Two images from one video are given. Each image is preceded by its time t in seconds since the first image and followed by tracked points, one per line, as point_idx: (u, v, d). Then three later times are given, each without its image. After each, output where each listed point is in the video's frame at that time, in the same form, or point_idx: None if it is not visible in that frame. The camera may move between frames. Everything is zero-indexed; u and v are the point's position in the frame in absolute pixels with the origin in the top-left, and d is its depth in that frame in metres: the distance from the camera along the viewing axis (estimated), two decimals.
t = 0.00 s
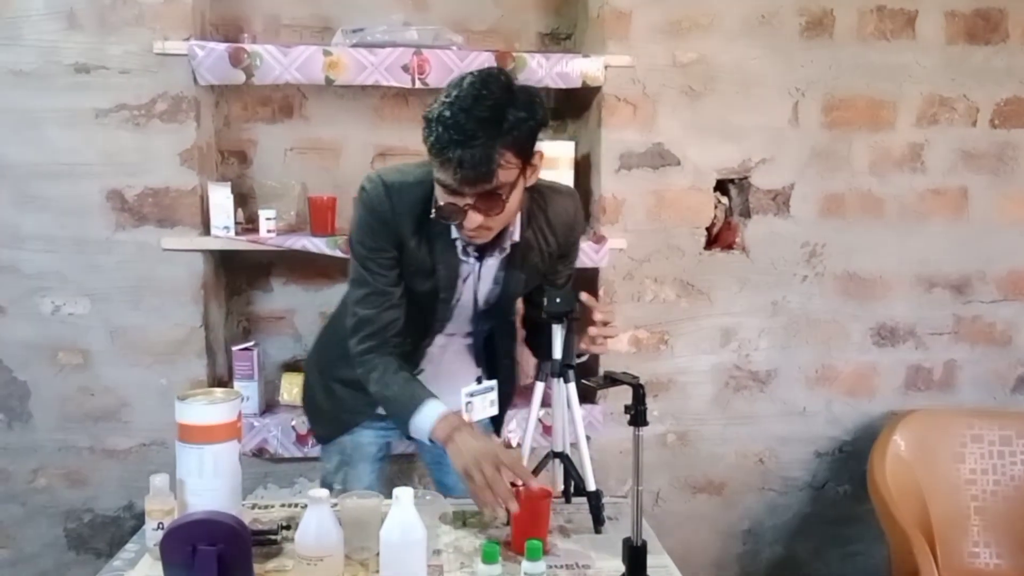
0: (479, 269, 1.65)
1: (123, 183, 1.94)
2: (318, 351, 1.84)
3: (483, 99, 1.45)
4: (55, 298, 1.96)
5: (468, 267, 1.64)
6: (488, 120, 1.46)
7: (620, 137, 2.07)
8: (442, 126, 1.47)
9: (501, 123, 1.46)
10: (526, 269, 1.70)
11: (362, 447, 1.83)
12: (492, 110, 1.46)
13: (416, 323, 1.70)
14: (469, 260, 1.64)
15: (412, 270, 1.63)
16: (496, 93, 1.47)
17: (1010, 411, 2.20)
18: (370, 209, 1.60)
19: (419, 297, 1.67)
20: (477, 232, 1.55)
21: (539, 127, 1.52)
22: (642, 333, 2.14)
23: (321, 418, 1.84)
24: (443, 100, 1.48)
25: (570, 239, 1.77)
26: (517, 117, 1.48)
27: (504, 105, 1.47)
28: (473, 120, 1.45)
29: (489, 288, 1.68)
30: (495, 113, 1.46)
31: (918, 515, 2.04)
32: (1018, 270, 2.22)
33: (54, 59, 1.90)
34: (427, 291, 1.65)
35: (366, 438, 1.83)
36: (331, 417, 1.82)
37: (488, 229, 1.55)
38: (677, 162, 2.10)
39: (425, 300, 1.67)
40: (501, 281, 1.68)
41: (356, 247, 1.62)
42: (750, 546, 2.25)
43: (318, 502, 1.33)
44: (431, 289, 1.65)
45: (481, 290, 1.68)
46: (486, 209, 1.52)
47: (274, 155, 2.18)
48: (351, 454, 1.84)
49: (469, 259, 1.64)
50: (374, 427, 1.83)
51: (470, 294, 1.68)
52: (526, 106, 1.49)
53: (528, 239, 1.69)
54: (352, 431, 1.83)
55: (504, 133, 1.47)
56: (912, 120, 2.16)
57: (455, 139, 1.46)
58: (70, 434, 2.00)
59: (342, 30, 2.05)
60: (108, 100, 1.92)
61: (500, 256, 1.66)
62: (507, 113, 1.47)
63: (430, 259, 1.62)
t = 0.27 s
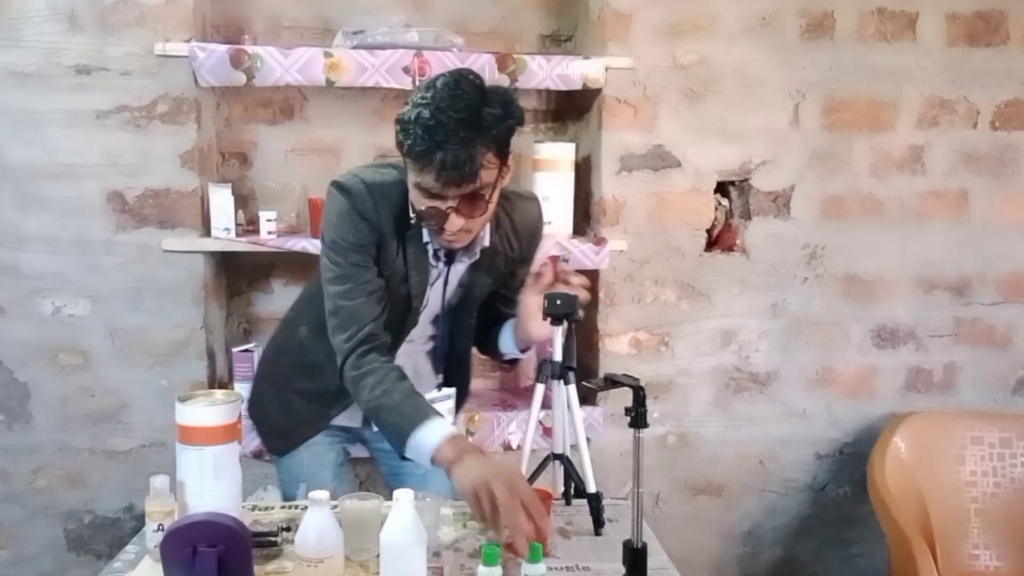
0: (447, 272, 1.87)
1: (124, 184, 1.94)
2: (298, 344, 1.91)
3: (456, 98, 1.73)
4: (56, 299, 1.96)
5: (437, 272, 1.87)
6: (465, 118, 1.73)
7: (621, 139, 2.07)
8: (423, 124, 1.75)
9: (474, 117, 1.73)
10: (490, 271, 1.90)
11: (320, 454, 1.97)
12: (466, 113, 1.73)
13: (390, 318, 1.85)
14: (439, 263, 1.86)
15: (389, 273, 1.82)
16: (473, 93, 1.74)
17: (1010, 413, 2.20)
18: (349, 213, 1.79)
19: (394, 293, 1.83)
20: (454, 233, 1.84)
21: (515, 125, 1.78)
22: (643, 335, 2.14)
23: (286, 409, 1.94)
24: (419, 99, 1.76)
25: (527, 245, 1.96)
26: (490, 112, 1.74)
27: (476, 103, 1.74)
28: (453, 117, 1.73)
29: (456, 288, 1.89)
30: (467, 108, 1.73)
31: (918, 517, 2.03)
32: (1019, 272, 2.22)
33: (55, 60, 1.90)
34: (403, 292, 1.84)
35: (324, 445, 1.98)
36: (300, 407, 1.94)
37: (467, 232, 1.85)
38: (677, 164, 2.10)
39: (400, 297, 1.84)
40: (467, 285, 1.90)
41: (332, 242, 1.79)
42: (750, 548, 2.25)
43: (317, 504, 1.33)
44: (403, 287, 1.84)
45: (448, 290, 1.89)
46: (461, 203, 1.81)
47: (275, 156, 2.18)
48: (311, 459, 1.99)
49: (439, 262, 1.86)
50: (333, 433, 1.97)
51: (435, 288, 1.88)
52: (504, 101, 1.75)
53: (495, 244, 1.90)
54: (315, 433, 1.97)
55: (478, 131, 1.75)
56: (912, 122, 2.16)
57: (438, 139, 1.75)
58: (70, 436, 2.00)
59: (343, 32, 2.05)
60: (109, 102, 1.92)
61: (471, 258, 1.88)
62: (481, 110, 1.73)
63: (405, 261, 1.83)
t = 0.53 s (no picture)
0: (433, 258, 1.79)
1: (127, 183, 1.95)
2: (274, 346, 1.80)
3: (456, 78, 1.58)
4: (59, 298, 1.97)
5: (422, 258, 1.78)
6: (465, 98, 1.59)
7: (623, 137, 2.07)
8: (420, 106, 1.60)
9: (476, 96, 1.59)
10: (473, 256, 1.82)
11: (302, 459, 1.91)
12: (467, 94, 1.58)
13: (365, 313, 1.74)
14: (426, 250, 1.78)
15: (370, 261, 1.72)
16: (470, 77, 1.58)
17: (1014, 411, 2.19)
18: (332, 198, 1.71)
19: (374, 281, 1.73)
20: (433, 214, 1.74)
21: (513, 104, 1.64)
22: (646, 333, 2.13)
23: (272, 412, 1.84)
24: (415, 79, 1.61)
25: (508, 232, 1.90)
26: (489, 96, 1.60)
27: (475, 82, 1.58)
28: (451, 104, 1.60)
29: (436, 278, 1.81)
30: (466, 85, 1.58)
31: (922, 515, 2.03)
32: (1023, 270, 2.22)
33: (58, 59, 1.91)
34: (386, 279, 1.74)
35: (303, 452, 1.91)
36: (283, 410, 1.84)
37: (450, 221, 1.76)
38: (680, 162, 2.10)
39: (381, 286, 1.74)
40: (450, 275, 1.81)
41: (317, 230, 1.70)
42: (754, 546, 2.25)
43: (321, 504, 1.33)
44: (384, 279, 1.74)
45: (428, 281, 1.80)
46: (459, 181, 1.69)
47: (278, 155, 2.18)
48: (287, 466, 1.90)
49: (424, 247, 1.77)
50: (313, 437, 1.90)
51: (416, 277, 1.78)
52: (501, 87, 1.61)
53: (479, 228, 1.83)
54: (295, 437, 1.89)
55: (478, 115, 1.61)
56: (915, 120, 2.16)
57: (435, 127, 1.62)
58: (74, 435, 2.00)
59: (346, 31, 2.05)
60: (112, 101, 1.92)
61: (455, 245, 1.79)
62: (478, 88, 1.58)
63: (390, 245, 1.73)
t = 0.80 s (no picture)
0: (411, 214, 1.70)
1: (128, 181, 1.95)
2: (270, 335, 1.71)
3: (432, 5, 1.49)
4: (60, 296, 1.97)
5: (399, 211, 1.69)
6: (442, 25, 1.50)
7: (624, 135, 2.07)
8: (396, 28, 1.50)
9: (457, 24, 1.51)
10: (451, 210, 1.71)
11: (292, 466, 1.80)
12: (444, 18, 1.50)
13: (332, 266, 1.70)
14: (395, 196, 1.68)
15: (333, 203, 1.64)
16: (451, 10, 1.51)
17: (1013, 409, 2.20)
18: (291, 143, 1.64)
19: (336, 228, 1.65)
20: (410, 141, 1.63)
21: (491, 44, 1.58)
22: (645, 331, 2.13)
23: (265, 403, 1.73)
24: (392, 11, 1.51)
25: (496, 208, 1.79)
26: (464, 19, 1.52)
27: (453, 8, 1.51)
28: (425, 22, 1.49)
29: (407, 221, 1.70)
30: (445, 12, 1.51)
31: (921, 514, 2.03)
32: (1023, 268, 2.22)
33: (58, 57, 1.91)
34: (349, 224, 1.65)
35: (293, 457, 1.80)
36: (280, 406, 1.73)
37: (423, 159, 1.66)
38: (681, 160, 2.10)
39: (344, 231, 1.65)
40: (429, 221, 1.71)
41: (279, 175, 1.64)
42: (754, 544, 2.25)
43: (321, 500, 1.33)
44: (349, 227, 1.66)
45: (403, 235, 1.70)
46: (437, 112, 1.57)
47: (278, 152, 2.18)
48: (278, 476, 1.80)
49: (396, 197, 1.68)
50: (302, 445, 1.80)
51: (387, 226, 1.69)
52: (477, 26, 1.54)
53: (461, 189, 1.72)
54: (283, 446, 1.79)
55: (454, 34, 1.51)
56: (916, 118, 2.16)
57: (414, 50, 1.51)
58: (74, 432, 2.00)
59: (346, 28, 2.04)
60: (112, 99, 1.92)
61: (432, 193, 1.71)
62: (458, 20, 1.51)
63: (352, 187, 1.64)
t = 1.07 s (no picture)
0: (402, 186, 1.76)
1: (129, 184, 1.95)
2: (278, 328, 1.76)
3: None
4: (62, 299, 1.97)
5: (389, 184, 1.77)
6: None
7: (625, 137, 2.07)
8: None
9: None
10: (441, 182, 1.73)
11: (303, 473, 1.83)
12: None
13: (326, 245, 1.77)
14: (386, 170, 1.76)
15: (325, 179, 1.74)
16: None
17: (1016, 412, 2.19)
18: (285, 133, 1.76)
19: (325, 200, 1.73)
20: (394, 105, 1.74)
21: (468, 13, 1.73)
22: (647, 333, 2.13)
23: (272, 398, 1.76)
24: None
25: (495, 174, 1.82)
26: None
27: None
28: None
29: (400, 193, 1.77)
30: None
31: (924, 516, 2.03)
32: None
33: (60, 60, 1.91)
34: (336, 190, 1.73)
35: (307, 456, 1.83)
36: (287, 399, 1.76)
37: (407, 121, 1.75)
38: (682, 162, 2.10)
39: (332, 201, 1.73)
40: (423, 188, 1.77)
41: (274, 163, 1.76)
42: (756, 547, 2.24)
43: (324, 503, 1.33)
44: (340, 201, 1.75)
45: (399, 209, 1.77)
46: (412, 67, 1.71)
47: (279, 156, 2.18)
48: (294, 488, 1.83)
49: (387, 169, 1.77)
50: (314, 454, 1.83)
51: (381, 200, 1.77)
52: None
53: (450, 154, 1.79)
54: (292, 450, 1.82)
55: None
56: (917, 120, 2.16)
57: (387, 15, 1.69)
58: (76, 435, 2.00)
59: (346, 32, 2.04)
60: (114, 102, 1.92)
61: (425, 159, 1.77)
62: None
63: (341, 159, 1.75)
